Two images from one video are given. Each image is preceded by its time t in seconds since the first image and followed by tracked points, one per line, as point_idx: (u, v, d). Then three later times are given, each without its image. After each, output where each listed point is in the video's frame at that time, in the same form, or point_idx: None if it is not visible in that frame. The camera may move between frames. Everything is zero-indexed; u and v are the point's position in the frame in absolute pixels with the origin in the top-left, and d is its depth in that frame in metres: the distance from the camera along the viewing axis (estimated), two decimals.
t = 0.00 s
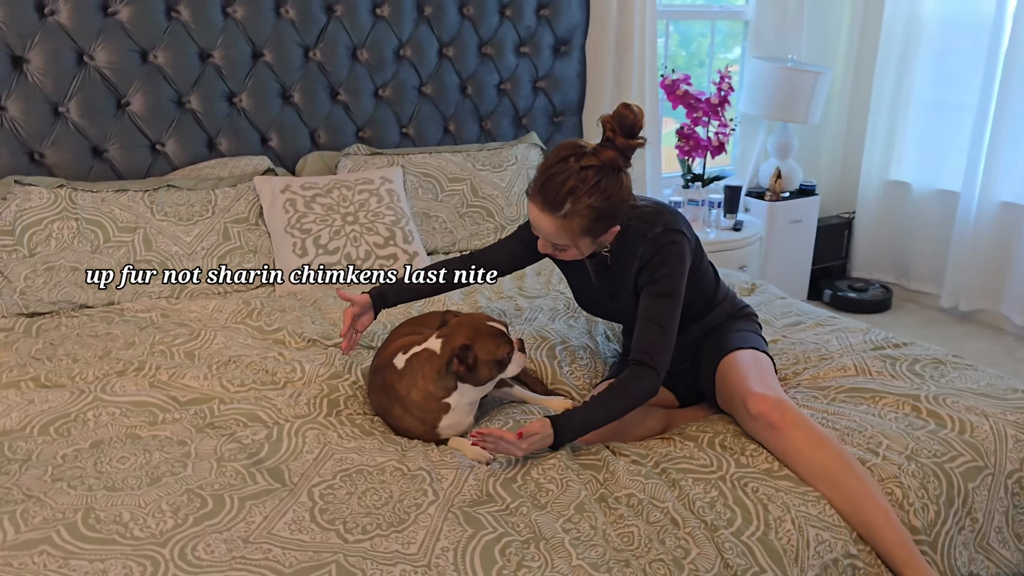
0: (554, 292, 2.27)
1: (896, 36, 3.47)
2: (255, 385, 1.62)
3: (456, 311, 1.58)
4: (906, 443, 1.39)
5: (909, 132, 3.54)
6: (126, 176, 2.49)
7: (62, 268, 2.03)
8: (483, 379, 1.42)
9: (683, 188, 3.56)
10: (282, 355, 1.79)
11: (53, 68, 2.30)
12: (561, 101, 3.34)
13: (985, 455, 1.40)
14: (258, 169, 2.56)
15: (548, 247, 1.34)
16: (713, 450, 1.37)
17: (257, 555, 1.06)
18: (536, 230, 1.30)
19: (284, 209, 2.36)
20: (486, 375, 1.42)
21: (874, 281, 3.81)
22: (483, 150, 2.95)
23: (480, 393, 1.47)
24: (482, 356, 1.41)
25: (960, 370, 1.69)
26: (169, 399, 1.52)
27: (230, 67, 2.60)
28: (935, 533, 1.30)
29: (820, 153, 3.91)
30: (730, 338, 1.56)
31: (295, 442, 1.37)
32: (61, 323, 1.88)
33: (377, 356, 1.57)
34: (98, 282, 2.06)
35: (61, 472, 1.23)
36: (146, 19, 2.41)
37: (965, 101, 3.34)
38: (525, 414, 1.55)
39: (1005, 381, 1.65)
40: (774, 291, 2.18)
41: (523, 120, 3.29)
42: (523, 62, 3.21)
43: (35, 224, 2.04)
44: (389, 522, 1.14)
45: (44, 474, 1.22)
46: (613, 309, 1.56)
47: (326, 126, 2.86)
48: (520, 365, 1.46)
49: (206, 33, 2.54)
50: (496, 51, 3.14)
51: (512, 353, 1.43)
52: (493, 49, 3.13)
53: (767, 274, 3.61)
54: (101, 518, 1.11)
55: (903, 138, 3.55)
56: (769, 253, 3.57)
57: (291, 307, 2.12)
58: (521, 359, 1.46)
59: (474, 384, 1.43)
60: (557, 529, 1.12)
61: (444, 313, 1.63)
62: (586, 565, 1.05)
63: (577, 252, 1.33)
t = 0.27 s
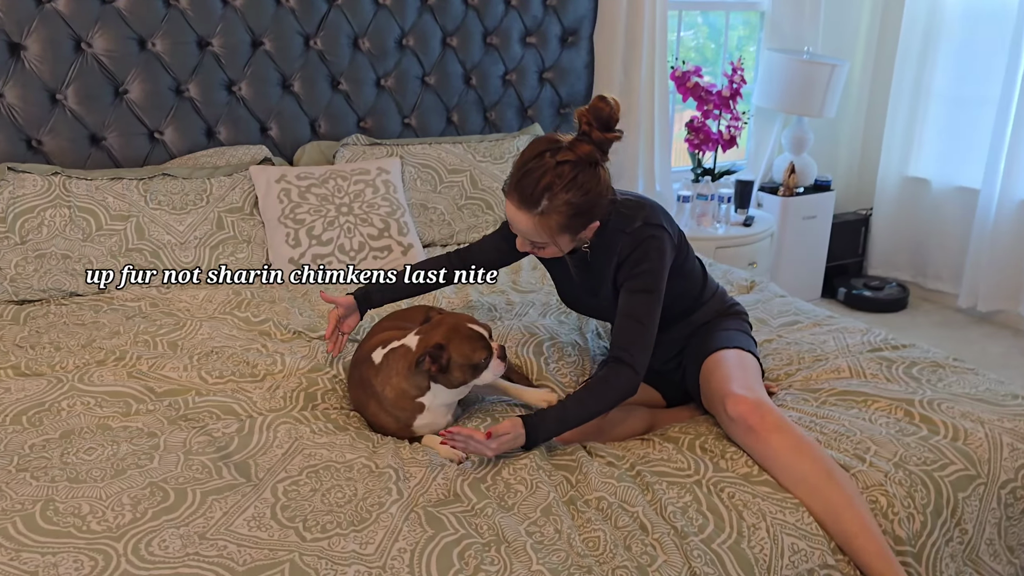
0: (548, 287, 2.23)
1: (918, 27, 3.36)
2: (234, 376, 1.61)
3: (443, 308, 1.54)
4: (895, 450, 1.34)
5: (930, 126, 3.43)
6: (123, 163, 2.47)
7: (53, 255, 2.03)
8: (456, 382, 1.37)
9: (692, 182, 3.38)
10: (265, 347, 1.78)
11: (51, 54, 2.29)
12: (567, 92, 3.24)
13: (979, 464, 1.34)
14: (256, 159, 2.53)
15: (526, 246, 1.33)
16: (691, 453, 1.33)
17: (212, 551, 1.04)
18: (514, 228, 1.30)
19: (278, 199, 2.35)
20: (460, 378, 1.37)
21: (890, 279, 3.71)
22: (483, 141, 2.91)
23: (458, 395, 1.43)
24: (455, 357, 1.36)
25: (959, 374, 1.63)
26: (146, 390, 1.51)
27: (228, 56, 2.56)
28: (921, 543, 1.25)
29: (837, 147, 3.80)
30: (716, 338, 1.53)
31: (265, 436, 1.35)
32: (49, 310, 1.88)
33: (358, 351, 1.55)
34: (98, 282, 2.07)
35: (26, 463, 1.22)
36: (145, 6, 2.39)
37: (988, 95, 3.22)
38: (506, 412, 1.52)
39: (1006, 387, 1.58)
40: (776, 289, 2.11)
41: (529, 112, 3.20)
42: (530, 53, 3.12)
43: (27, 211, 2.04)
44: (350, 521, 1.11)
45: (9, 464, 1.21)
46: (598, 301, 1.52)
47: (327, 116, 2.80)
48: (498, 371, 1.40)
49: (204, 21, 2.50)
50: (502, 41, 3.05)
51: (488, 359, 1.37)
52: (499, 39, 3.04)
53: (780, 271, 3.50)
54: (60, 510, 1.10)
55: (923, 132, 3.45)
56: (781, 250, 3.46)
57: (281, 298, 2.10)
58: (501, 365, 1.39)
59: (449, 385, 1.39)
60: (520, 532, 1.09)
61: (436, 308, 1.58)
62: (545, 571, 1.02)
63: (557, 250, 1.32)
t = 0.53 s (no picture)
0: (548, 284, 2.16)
1: (947, 19, 3.23)
2: (214, 371, 1.55)
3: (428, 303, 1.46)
4: (905, 466, 1.26)
5: (957, 121, 3.30)
6: (119, 149, 2.44)
7: (42, 242, 1.99)
8: (451, 382, 1.31)
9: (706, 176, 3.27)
10: (251, 340, 1.72)
11: (44, 38, 2.25)
12: (578, 81, 3.14)
13: (994, 484, 1.25)
14: (255, 146, 2.47)
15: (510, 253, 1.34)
16: (683, 464, 1.26)
17: (167, 560, 0.99)
18: (496, 236, 1.30)
19: (275, 188, 2.29)
20: (455, 378, 1.31)
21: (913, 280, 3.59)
22: (488, 131, 2.83)
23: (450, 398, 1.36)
24: (448, 357, 1.29)
25: (977, 385, 1.53)
26: (122, 384, 1.46)
27: (227, 41, 2.51)
28: (929, 568, 1.16)
29: (858, 142, 3.67)
30: (713, 340, 1.45)
31: (238, 437, 1.30)
32: (35, 299, 1.84)
33: (347, 346, 1.46)
34: (98, 281, 2.04)
35: None
36: None
37: (1019, 90, 3.09)
38: (494, 415, 1.46)
39: None
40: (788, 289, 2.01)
41: (537, 101, 3.12)
42: (540, 40, 3.03)
43: (17, 197, 2.00)
44: (315, 531, 1.06)
45: None
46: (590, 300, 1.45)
47: (328, 103, 2.74)
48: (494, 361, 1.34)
49: (203, 3, 2.45)
50: (510, 28, 2.96)
51: (483, 351, 1.32)
52: (507, 26, 2.96)
53: (796, 269, 3.37)
54: (14, 512, 1.05)
55: (951, 127, 3.32)
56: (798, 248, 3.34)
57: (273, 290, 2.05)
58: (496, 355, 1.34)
59: (442, 386, 1.32)
60: (494, 548, 1.02)
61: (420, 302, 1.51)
62: None
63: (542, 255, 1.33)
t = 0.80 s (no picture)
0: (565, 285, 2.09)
1: (991, 14, 3.09)
2: (215, 372, 1.52)
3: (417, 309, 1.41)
4: (931, 494, 1.16)
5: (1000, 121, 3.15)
6: (134, 139, 2.41)
7: (51, 234, 1.98)
8: (459, 382, 1.26)
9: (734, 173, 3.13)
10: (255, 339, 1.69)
11: (59, 27, 2.22)
12: (603, 75, 3.05)
13: None
14: (269, 139, 2.44)
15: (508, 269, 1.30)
16: (692, 484, 1.19)
17: None
18: (491, 252, 1.26)
19: (287, 181, 2.25)
20: (461, 377, 1.26)
21: (948, 284, 3.46)
22: (507, 125, 2.77)
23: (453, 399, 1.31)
24: (450, 361, 1.24)
25: (1014, 405, 1.43)
26: (119, 384, 1.43)
27: (244, 31, 2.47)
28: None
29: (894, 140, 3.53)
30: (726, 353, 1.38)
31: (232, 443, 1.26)
32: (42, 292, 1.82)
33: (345, 352, 1.41)
34: (98, 281, 2.00)
35: None
36: None
37: None
38: (498, 424, 1.40)
39: None
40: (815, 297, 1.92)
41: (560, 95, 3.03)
42: (564, 32, 2.95)
43: (27, 188, 1.99)
44: (302, 548, 1.01)
45: None
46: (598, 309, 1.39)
47: (346, 95, 2.68)
48: (497, 350, 1.30)
49: None
50: (534, 19, 2.88)
51: (484, 343, 1.27)
52: (530, 17, 2.87)
53: (828, 273, 3.25)
54: None
55: (992, 127, 3.18)
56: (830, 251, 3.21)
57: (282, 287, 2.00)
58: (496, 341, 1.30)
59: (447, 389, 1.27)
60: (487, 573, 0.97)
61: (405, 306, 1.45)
62: None
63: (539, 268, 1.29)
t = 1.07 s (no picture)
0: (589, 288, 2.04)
1: None
2: (230, 371, 1.51)
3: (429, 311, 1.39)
4: (963, 517, 1.08)
5: None
6: (162, 134, 2.38)
7: (76, 228, 1.99)
8: (469, 383, 1.22)
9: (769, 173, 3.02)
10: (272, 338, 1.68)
11: (90, 20, 2.20)
12: (636, 72, 2.96)
13: None
14: (296, 134, 2.40)
15: (525, 267, 1.26)
16: (708, 499, 1.13)
17: None
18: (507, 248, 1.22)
19: (312, 178, 2.22)
20: (471, 379, 1.22)
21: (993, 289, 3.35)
22: (536, 122, 2.70)
23: (463, 402, 1.28)
24: (460, 358, 1.21)
25: None
26: (134, 381, 1.43)
27: (272, 25, 2.43)
28: None
29: (937, 140, 3.40)
30: (747, 364, 1.33)
31: (241, 445, 1.24)
32: (64, 287, 1.88)
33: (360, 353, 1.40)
34: (97, 282, 1.97)
35: None
36: None
37: None
38: (512, 431, 1.36)
39: None
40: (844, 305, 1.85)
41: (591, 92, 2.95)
42: (596, 27, 2.86)
43: (54, 182, 2.01)
44: (303, 557, 0.98)
45: None
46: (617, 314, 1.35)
47: (374, 90, 2.63)
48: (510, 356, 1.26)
49: None
50: (566, 14, 2.80)
51: (496, 344, 1.24)
52: (562, 12, 2.79)
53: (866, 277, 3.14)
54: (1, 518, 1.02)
55: None
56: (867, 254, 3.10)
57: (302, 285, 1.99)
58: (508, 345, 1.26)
59: (457, 391, 1.23)
60: None
61: (421, 308, 1.44)
62: None
63: (557, 267, 1.24)
